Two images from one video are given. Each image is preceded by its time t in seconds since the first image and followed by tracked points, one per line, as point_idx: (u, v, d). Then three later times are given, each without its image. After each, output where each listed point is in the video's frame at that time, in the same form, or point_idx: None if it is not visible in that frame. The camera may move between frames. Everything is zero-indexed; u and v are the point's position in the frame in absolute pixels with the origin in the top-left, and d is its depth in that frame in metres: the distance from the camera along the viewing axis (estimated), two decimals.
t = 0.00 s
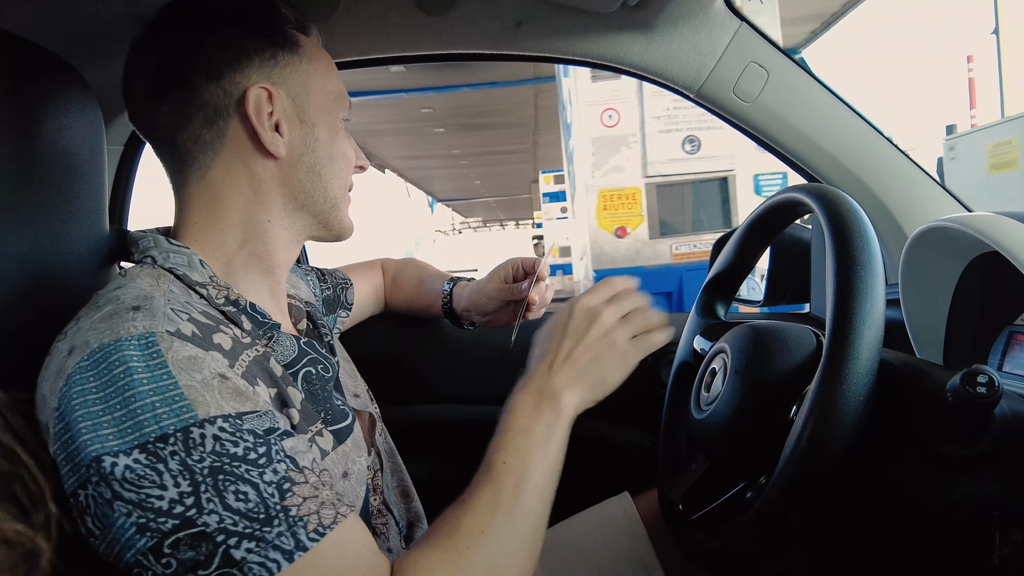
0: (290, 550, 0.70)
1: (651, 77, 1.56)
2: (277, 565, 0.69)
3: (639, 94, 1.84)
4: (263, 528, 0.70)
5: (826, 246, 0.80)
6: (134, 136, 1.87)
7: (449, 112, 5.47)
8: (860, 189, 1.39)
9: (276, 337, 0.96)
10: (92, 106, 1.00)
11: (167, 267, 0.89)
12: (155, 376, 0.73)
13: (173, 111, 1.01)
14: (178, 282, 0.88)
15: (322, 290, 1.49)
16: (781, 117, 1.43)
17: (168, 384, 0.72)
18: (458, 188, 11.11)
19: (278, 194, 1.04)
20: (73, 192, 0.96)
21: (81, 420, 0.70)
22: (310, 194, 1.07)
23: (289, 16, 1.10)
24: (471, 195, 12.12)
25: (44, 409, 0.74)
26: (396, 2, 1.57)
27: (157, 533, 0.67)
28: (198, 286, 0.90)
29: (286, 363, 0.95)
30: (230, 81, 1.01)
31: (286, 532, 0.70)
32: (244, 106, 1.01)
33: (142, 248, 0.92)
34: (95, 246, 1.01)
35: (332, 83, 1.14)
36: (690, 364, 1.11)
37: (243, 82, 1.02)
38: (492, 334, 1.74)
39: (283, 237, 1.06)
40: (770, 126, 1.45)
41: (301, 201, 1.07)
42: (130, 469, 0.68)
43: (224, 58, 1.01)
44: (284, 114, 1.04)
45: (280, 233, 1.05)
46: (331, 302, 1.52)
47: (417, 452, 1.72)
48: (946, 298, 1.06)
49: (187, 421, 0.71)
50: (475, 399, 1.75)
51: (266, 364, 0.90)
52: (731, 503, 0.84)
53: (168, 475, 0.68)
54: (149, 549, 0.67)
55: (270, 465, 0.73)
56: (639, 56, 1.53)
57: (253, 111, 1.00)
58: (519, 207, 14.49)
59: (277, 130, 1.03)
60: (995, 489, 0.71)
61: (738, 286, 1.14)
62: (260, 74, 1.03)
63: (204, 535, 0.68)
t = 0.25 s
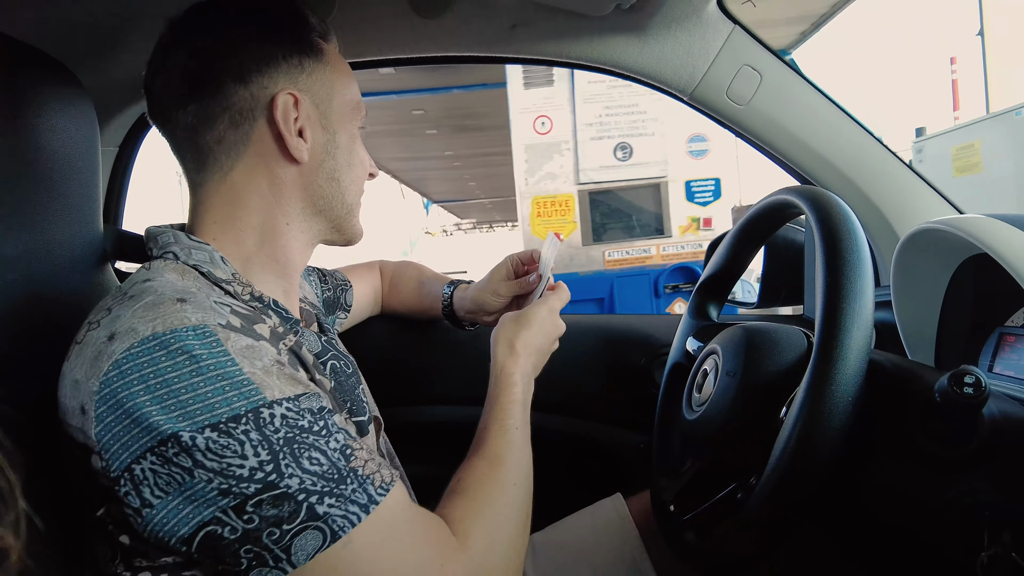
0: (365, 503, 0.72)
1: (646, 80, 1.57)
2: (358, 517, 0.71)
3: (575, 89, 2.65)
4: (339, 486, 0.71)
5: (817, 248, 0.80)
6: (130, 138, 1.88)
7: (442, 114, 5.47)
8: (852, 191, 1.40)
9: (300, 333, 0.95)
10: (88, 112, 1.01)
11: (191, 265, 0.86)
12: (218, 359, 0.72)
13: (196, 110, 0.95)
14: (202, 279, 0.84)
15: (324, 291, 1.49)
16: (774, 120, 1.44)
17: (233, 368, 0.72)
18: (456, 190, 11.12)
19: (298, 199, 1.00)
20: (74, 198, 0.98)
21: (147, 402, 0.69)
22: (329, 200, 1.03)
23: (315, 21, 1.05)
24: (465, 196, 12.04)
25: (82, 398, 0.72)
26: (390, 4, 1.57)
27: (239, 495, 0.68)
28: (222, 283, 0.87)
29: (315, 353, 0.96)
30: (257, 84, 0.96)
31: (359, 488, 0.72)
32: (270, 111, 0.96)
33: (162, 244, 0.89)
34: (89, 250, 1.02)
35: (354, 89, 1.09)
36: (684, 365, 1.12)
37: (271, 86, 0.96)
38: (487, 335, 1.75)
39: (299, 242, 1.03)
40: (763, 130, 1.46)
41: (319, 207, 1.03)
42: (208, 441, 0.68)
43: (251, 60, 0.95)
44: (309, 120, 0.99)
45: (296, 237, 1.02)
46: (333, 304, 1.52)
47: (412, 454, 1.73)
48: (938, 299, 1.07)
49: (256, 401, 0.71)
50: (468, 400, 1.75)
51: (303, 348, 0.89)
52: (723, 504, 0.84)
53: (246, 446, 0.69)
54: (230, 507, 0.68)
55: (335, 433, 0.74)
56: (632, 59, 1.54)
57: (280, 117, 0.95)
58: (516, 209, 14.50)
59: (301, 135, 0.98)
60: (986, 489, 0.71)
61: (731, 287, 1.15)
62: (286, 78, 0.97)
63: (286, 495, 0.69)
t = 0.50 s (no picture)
0: (392, 489, 0.71)
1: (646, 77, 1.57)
2: (385, 502, 0.70)
3: (530, 87, 2.85)
4: (366, 471, 0.71)
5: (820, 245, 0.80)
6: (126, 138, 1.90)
7: (436, 115, 5.47)
8: (853, 189, 1.39)
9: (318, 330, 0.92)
10: (85, 112, 0.99)
11: (211, 260, 0.82)
12: (243, 348, 0.71)
13: (227, 107, 0.94)
14: (223, 273, 0.81)
15: (332, 290, 1.50)
16: (774, 116, 1.44)
17: (259, 357, 0.71)
18: (455, 190, 11.12)
19: (322, 200, 0.99)
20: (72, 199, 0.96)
21: (172, 391, 0.68)
22: (351, 202, 1.03)
23: (348, 26, 1.05)
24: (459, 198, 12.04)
25: (105, 388, 0.71)
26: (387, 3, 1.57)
27: (267, 481, 0.67)
28: (243, 279, 0.83)
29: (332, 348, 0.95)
30: (290, 83, 0.95)
31: (385, 474, 0.72)
32: (302, 111, 0.95)
33: (180, 238, 0.86)
34: (87, 254, 1.00)
35: (378, 94, 1.09)
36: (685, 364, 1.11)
37: (304, 87, 0.96)
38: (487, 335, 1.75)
39: (321, 244, 1.02)
40: (763, 125, 1.45)
41: (343, 209, 1.02)
42: (235, 428, 0.67)
43: (285, 59, 0.94)
44: (338, 122, 0.98)
45: (317, 237, 1.01)
46: (342, 303, 1.53)
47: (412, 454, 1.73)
48: (941, 297, 1.07)
49: (283, 390, 0.70)
50: (468, 400, 1.75)
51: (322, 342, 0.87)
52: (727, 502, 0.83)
53: (274, 433, 0.68)
54: (259, 492, 0.67)
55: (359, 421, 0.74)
56: (632, 57, 1.55)
57: (312, 117, 0.95)
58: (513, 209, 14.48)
59: (330, 137, 0.97)
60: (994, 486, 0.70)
61: (732, 286, 1.15)
62: (318, 80, 0.97)
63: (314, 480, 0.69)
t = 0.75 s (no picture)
0: (346, 558, 0.69)
1: (637, 78, 1.58)
2: (333, 569, 0.68)
3: (489, 91, 2.41)
4: (324, 532, 0.69)
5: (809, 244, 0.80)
6: (119, 141, 1.92)
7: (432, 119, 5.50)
8: (846, 187, 1.39)
9: (331, 338, 0.95)
10: (77, 117, 0.96)
11: (236, 254, 0.86)
12: (240, 357, 0.70)
13: (265, 106, 0.99)
14: (245, 270, 0.84)
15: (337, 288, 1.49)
16: (766, 115, 1.44)
17: (253, 369, 0.70)
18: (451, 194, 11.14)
19: (351, 200, 1.04)
20: (60, 204, 0.91)
21: (166, 389, 0.68)
22: (377, 203, 1.08)
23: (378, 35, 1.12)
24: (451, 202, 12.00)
25: (116, 376, 0.72)
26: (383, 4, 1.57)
27: (223, 513, 0.65)
28: (265, 277, 0.87)
29: (338, 365, 0.96)
30: (326, 87, 1.01)
31: (343, 540, 0.70)
32: (338, 115, 1.01)
33: (209, 231, 0.89)
34: (76, 265, 0.95)
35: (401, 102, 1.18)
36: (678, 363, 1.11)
37: (339, 90, 1.02)
38: (481, 335, 1.77)
39: (343, 243, 1.06)
40: (755, 125, 1.45)
41: (366, 209, 1.07)
42: (208, 445, 0.65)
43: (323, 64, 1.01)
44: (371, 127, 1.04)
45: (342, 236, 1.05)
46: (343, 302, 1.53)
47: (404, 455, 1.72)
48: (933, 295, 1.07)
49: (269, 408, 0.69)
50: (461, 400, 1.76)
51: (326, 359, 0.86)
52: (719, 501, 0.83)
53: (242, 463, 0.66)
54: (214, 524, 0.66)
55: (334, 473, 0.71)
56: (625, 57, 1.56)
57: (348, 119, 1.01)
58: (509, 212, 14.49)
59: (363, 140, 1.03)
60: (983, 484, 0.70)
61: (724, 284, 1.15)
62: (353, 85, 1.04)
63: (266, 527, 0.66)
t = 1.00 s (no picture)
0: None
1: (633, 73, 1.60)
2: None
3: (462, 92, 2.25)
4: (300, 546, 0.66)
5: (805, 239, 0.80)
6: (112, 143, 1.93)
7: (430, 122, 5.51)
8: (842, 183, 1.39)
9: (357, 337, 0.93)
10: (70, 120, 0.92)
11: (276, 245, 0.86)
12: (272, 339, 0.70)
13: (315, 112, 0.99)
14: (285, 261, 0.85)
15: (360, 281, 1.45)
16: (762, 110, 1.44)
17: (282, 349, 0.70)
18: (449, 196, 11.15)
19: (391, 211, 1.04)
20: (53, 211, 0.87)
21: (197, 360, 0.68)
22: (416, 215, 1.08)
23: (430, 49, 1.13)
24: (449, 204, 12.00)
25: (152, 348, 0.73)
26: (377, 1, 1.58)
27: (208, 499, 0.64)
28: (302, 270, 0.87)
29: (360, 365, 0.93)
30: (377, 97, 1.01)
31: (316, 560, 0.66)
32: (387, 129, 1.02)
33: (252, 222, 0.90)
34: (71, 275, 0.91)
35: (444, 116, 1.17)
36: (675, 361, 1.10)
37: (389, 103, 1.03)
38: (478, 333, 1.77)
39: (379, 251, 1.06)
40: (751, 121, 1.45)
41: (406, 220, 1.07)
42: (220, 422, 0.65)
43: (377, 75, 1.02)
44: (417, 142, 1.05)
45: (378, 245, 1.04)
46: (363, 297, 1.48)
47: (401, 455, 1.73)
48: (929, 290, 1.06)
49: (290, 389, 0.68)
50: (457, 399, 1.76)
51: (351, 359, 0.86)
52: (716, 499, 0.83)
53: (244, 448, 0.65)
54: (200, 508, 0.64)
55: (333, 489, 0.70)
56: (620, 53, 1.58)
57: (397, 131, 1.01)
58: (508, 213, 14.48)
59: (409, 155, 1.03)
60: (980, 479, 0.71)
61: (721, 280, 1.14)
62: (402, 101, 1.04)
63: (244, 521, 0.64)
